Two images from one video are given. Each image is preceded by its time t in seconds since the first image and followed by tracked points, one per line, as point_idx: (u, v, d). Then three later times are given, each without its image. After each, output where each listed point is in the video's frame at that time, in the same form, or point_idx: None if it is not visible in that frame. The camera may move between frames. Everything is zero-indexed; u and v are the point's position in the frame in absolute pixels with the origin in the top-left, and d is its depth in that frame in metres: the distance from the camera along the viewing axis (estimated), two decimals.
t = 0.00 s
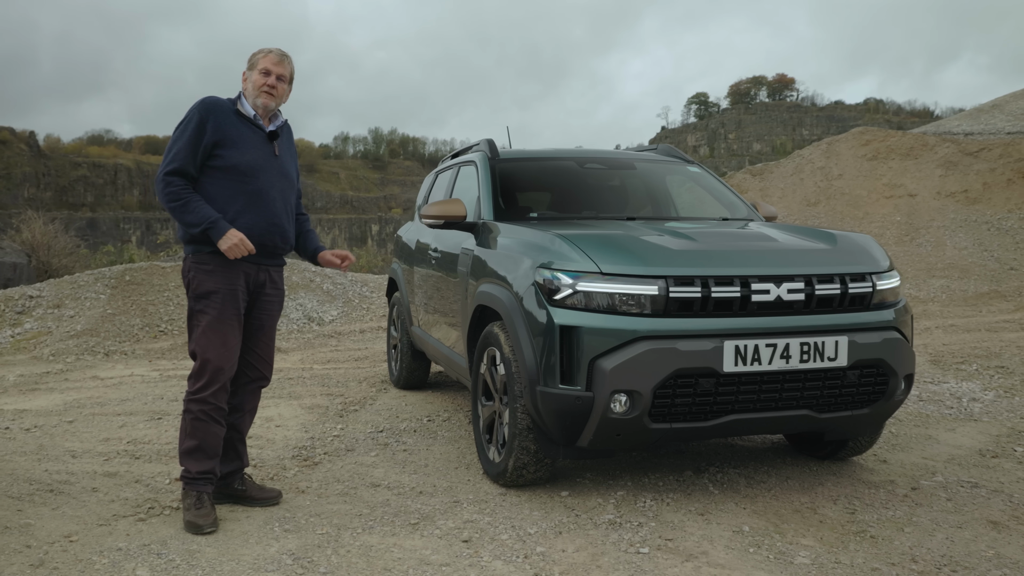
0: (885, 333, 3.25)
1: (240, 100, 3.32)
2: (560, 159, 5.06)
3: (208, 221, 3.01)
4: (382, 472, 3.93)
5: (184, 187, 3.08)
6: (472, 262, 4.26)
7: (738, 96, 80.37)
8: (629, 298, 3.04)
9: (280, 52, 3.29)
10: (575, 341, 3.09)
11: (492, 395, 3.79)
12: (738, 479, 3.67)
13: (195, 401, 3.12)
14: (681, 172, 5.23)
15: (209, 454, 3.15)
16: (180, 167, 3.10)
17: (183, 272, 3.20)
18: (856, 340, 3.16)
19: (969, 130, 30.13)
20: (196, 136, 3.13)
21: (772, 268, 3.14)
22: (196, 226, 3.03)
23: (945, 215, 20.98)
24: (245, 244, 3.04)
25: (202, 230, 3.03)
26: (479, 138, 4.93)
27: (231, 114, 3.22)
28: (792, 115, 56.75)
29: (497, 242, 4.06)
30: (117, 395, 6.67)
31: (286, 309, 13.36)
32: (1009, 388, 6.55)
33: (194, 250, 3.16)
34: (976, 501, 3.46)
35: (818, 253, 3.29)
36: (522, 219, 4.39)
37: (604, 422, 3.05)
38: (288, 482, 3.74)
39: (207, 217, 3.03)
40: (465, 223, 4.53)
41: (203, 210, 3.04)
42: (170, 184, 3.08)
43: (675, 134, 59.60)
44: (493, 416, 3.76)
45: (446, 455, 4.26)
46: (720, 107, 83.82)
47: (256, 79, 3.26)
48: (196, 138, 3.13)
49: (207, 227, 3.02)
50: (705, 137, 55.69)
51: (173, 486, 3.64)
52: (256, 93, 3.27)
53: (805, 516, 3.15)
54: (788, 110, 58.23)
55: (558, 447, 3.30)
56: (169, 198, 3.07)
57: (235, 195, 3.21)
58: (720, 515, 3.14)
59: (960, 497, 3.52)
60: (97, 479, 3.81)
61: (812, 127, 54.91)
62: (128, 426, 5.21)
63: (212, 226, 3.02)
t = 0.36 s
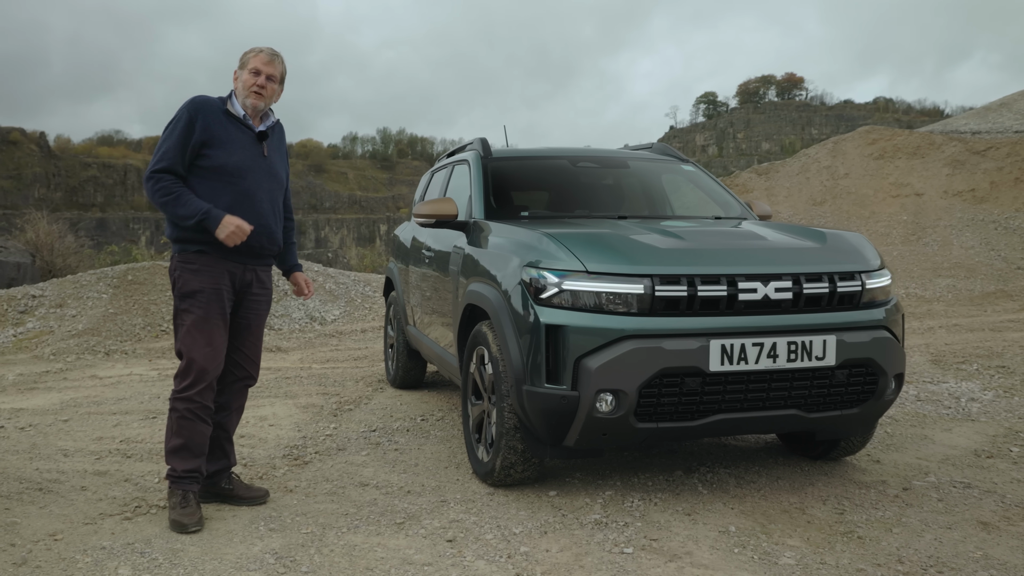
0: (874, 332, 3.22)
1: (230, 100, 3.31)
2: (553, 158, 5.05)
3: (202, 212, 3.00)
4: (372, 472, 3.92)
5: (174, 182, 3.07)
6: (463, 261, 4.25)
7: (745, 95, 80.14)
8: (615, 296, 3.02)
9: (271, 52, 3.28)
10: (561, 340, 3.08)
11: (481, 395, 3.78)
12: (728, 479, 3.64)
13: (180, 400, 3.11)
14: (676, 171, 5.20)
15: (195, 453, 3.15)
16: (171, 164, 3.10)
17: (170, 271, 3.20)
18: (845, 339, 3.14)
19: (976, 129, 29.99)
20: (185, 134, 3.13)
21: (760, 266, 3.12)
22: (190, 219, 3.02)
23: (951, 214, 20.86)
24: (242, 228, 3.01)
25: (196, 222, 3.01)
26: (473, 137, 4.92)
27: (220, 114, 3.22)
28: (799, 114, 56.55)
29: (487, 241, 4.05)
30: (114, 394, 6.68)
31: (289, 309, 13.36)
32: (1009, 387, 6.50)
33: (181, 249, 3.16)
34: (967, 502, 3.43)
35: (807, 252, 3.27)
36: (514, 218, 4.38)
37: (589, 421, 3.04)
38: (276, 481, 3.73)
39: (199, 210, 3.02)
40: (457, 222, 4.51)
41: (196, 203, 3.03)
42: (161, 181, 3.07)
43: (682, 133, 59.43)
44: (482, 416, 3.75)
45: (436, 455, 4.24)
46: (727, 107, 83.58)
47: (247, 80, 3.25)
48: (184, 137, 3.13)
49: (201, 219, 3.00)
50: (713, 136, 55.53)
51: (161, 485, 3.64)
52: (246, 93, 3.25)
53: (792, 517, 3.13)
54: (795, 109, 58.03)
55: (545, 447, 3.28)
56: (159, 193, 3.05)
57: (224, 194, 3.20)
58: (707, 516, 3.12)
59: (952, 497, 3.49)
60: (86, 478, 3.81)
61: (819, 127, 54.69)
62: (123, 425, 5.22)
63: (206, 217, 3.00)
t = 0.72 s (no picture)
0: (866, 330, 3.20)
1: (223, 99, 3.29)
2: (548, 156, 5.03)
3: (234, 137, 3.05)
4: (363, 470, 3.92)
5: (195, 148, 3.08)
6: (455, 258, 4.25)
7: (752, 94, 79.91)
8: (603, 294, 3.01)
9: (267, 53, 3.23)
10: (549, 337, 3.07)
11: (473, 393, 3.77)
12: (719, 478, 3.63)
13: (169, 397, 3.11)
14: (671, 169, 5.18)
15: (183, 450, 3.15)
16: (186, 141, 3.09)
17: (161, 267, 3.20)
18: (835, 337, 3.11)
19: (985, 127, 29.82)
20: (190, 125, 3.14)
21: (749, 263, 3.10)
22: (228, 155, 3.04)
23: (959, 213, 20.74)
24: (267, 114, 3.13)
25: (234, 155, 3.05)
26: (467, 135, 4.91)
27: (215, 113, 3.23)
28: (807, 114, 56.33)
29: (478, 239, 4.04)
30: (112, 392, 6.69)
31: (292, 308, 13.37)
32: (1010, 387, 6.45)
33: (173, 246, 3.16)
34: (960, 501, 3.40)
35: (798, 249, 3.25)
36: (506, 216, 4.37)
37: (577, 418, 3.02)
38: (267, 479, 3.73)
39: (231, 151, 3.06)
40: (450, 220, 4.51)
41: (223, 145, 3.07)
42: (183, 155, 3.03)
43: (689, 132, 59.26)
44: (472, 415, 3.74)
45: (428, 453, 4.23)
46: (735, 106, 83.31)
47: (240, 81, 3.21)
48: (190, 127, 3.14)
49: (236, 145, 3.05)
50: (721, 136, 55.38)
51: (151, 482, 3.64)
52: (240, 95, 3.23)
53: (782, 516, 3.12)
54: (802, 109, 57.82)
55: (534, 445, 3.27)
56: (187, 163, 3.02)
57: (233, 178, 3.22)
58: (696, 514, 3.10)
59: (945, 496, 3.46)
60: (78, 475, 3.82)
61: (828, 126, 54.46)
62: (119, 423, 5.22)
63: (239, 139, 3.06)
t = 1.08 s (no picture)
0: (860, 327, 3.18)
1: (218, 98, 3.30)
2: (545, 153, 5.03)
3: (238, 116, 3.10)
4: (358, 467, 3.93)
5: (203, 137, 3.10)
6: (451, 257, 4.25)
7: (760, 94, 79.69)
8: (594, 290, 3.00)
9: (264, 56, 3.25)
10: (541, 334, 3.06)
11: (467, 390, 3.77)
12: (713, 475, 3.62)
13: (163, 393, 3.12)
14: (670, 167, 5.17)
15: (176, 446, 3.16)
16: (193, 132, 3.10)
17: (156, 262, 3.20)
18: (828, 334, 3.10)
19: (995, 126, 29.63)
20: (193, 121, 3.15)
21: (741, 260, 3.10)
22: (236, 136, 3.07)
23: (968, 212, 20.62)
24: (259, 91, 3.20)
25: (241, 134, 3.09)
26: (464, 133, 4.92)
27: (212, 112, 3.25)
28: (817, 113, 56.08)
29: (473, 236, 4.04)
30: (114, 390, 6.72)
31: (297, 307, 13.40)
32: (1013, 386, 6.41)
33: (169, 243, 3.16)
34: (955, 500, 3.38)
35: (791, 245, 3.24)
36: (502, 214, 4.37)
37: (568, 415, 3.02)
38: (262, 475, 3.74)
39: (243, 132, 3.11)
40: (446, 218, 4.51)
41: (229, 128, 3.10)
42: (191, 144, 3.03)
43: (698, 132, 59.08)
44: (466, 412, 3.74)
45: (424, 450, 4.24)
46: (744, 105, 83.02)
47: (237, 82, 3.23)
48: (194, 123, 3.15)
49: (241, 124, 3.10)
50: (730, 135, 55.21)
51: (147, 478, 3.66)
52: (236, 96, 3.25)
53: (775, 513, 3.10)
54: (811, 108, 57.59)
55: (526, 442, 3.27)
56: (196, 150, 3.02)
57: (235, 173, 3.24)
58: (688, 511, 3.10)
59: (940, 494, 3.44)
60: (75, 472, 3.84)
61: (837, 125, 54.24)
62: (118, 420, 5.24)
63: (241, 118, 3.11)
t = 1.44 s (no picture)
0: (854, 326, 3.18)
1: (220, 101, 3.29)
2: (543, 153, 5.04)
3: (219, 156, 3.08)
4: (354, 465, 3.94)
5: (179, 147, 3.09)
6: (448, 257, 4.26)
7: (768, 93, 79.45)
8: (586, 290, 3.01)
9: (270, 59, 3.28)
10: (533, 333, 3.07)
11: (462, 389, 3.78)
12: (707, 475, 3.62)
13: (162, 391, 3.14)
14: (668, 166, 5.17)
15: (173, 444, 3.18)
16: (173, 138, 3.09)
17: (155, 261, 3.21)
18: (820, 333, 3.10)
19: (1004, 125, 29.46)
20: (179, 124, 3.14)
21: (734, 259, 3.10)
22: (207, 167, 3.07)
23: (977, 211, 20.50)
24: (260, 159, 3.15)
25: (214, 167, 3.08)
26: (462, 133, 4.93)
27: (206, 109, 3.24)
28: (826, 113, 55.88)
29: (469, 237, 4.04)
30: (117, 389, 6.77)
31: (302, 307, 13.42)
32: (1016, 386, 6.38)
33: (168, 242, 3.17)
34: (950, 499, 3.37)
35: (784, 245, 3.24)
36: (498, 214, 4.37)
37: (561, 414, 3.03)
38: (258, 474, 3.77)
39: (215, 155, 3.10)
40: (443, 218, 4.52)
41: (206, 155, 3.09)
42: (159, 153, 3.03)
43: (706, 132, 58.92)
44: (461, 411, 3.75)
45: (421, 449, 4.25)
46: (752, 105, 82.75)
47: (250, 89, 3.26)
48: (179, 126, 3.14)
49: (219, 163, 3.08)
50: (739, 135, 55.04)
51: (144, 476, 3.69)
52: (248, 102, 3.28)
53: (767, 513, 3.10)
54: (820, 108, 57.37)
55: (520, 441, 3.28)
56: (162, 162, 3.02)
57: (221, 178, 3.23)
58: (681, 510, 3.10)
59: (935, 494, 3.43)
60: (73, 469, 3.87)
61: (846, 125, 54.02)
62: (119, 419, 5.27)
63: (222, 160, 3.10)
